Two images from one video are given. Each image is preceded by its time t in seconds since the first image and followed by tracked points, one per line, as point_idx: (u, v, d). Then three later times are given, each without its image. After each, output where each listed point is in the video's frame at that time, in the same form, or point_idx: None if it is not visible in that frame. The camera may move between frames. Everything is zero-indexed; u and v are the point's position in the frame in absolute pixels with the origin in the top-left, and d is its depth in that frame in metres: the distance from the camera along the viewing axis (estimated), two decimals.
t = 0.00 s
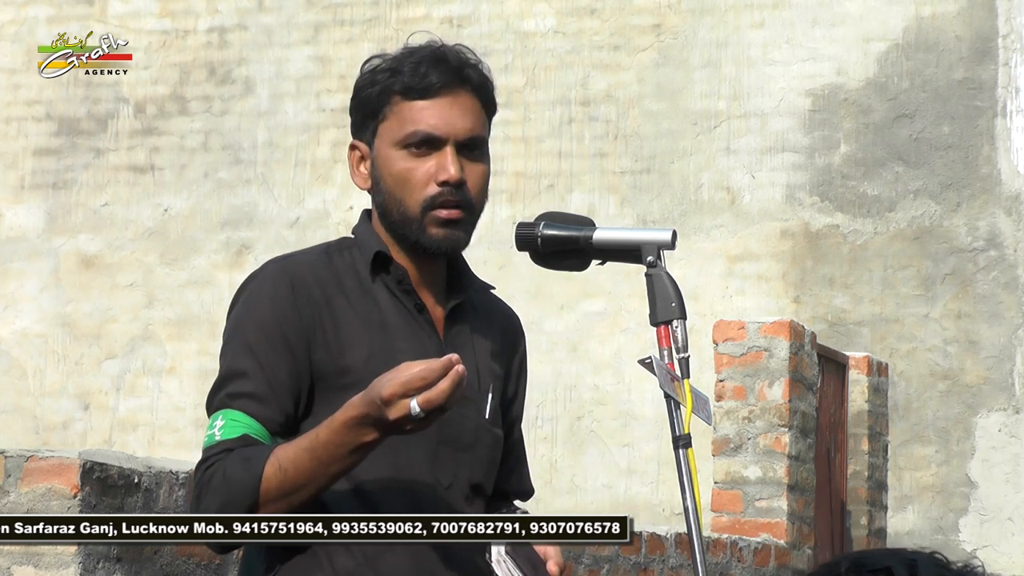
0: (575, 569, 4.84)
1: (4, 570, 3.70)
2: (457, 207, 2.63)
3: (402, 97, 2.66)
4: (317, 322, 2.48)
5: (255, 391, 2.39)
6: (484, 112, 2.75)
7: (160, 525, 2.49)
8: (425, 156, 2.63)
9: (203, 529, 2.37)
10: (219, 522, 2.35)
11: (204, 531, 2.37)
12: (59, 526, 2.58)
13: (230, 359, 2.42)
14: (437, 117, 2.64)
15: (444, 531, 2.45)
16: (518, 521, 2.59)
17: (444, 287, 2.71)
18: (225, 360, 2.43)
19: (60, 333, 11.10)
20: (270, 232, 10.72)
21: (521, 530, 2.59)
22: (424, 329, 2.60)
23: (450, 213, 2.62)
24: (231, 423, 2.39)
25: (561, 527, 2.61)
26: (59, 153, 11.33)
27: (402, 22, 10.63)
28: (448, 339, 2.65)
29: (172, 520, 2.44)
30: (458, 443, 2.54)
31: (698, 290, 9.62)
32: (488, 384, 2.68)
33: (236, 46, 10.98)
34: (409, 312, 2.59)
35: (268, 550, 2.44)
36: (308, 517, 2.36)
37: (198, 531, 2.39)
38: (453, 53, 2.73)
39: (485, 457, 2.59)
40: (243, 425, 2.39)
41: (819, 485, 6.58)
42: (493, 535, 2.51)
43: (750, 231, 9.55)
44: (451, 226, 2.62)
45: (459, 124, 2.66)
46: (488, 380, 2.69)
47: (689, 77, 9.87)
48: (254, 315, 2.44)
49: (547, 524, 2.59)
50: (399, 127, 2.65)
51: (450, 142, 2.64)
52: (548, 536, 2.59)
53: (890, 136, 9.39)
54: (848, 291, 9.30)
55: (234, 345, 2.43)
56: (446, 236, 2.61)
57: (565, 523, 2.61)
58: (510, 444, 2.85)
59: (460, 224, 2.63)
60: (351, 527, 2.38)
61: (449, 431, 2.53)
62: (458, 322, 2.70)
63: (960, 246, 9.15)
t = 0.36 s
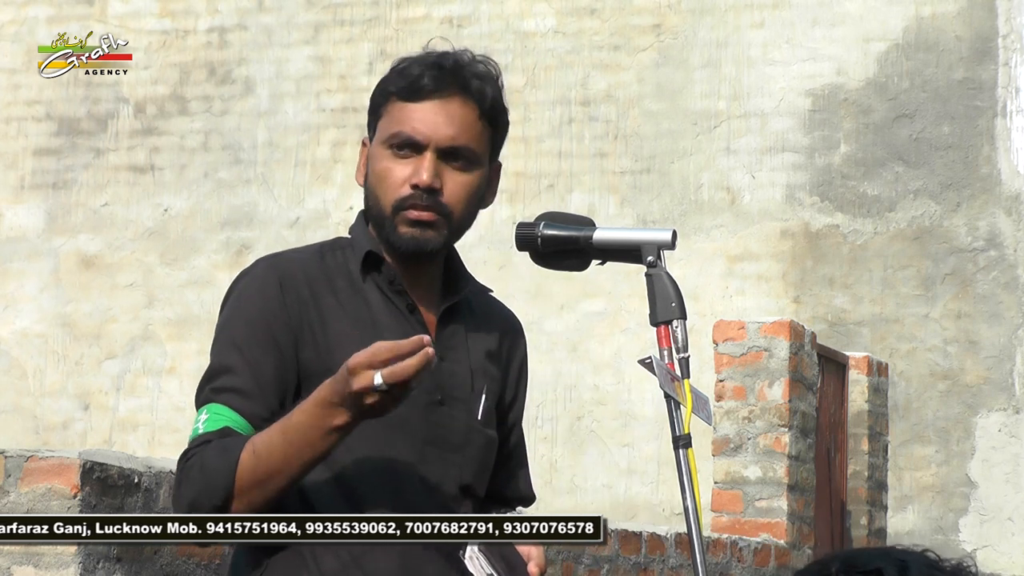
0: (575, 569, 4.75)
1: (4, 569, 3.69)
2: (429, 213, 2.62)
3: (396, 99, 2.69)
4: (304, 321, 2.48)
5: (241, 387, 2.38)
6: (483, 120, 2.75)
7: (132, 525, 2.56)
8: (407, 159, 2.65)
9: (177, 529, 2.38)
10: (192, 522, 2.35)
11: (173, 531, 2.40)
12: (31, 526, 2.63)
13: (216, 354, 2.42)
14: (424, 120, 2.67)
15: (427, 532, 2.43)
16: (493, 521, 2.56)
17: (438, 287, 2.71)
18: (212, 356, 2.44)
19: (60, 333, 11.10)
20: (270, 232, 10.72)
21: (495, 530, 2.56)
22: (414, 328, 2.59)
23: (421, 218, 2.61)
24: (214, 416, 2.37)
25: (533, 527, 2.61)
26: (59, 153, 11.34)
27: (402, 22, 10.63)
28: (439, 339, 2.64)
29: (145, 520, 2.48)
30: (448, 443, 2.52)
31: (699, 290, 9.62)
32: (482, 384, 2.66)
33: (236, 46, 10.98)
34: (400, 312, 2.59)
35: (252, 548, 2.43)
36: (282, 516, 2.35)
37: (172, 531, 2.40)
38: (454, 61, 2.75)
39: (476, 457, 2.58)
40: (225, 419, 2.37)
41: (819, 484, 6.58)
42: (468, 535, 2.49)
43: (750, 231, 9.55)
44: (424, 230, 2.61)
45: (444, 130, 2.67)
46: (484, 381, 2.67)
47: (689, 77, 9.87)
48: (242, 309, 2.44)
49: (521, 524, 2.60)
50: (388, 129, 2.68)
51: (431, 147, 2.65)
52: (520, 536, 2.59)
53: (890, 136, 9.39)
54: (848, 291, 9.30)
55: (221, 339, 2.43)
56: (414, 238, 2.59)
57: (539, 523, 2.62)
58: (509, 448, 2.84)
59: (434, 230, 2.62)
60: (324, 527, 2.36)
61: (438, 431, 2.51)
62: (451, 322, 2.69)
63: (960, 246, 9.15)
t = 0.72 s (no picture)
0: (575, 568, 4.64)
1: (3, 570, 3.49)
2: (461, 211, 2.62)
3: (405, 100, 2.65)
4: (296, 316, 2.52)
5: (226, 369, 2.45)
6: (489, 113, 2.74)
7: (105, 525, 2.66)
8: (425, 157, 2.62)
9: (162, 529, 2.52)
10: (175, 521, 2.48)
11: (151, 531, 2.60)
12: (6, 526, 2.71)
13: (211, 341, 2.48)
14: (440, 118, 2.64)
15: (425, 531, 2.44)
16: (468, 520, 2.52)
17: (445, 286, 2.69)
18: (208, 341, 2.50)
19: (60, 333, 11.10)
20: (270, 232, 10.72)
21: (469, 529, 2.52)
22: (416, 329, 2.57)
23: (449, 215, 2.60)
24: (197, 393, 2.46)
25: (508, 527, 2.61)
26: (59, 153, 11.34)
27: (402, 22, 10.63)
28: (443, 339, 2.62)
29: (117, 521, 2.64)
30: (445, 445, 2.51)
31: (699, 290, 9.62)
32: (483, 386, 2.65)
33: (236, 46, 10.98)
34: (402, 310, 2.58)
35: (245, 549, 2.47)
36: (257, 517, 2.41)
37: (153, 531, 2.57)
38: (458, 56, 2.73)
39: (473, 459, 2.57)
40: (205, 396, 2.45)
41: (819, 485, 6.58)
42: (441, 534, 2.46)
43: (750, 231, 9.55)
44: (454, 229, 2.60)
45: (461, 125, 2.65)
46: (484, 382, 2.65)
47: (689, 77, 9.87)
48: (234, 298, 2.51)
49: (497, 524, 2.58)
50: (402, 129, 2.64)
51: (453, 143, 2.63)
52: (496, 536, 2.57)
53: (890, 136, 9.38)
54: (848, 291, 9.30)
55: (213, 325, 2.50)
56: (447, 237, 2.59)
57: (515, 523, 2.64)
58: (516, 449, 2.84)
59: (463, 226, 2.61)
60: (297, 528, 2.39)
61: (435, 432, 2.50)
62: (456, 321, 2.67)
63: (960, 246, 9.15)
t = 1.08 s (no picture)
0: (575, 569, 4.64)
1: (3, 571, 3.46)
2: (482, 207, 2.60)
3: (415, 103, 2.63)
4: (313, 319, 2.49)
5: (249, 378, 2.43)
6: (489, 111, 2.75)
7: (80, 525, 2.65)
8: (444, 159, 2.60)
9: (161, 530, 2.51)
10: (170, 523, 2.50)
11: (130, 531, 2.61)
12: None
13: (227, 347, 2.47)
14: (454, 119, 2.62)
15: (443, 533, 2.43)
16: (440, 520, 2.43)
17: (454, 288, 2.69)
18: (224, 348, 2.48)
19: (60, 333, 11.10)
20: (270, 232, 10.72)
21: (441, 529, 2.43)
22: (429, 331, 2.56)
23: (477, 214, 2.59)
24: (218, 402, 2.43)
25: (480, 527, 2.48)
26: (59, 153, 11.34)
27: (401, 22, 10.63)
28: (454, 341, 2.61)
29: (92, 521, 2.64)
30: (460, 446, 2.51)
31: (699, 290, 9.62)
32: (493, 388, 2.65)
33: (236, 46, 10.99)
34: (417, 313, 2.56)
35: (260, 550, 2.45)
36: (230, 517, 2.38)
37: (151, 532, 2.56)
38: (459, 55, 2.72)
39: (485, 461, 2.57)
40: (228, 405, 2.42)
41: (819, 485, 6.59)
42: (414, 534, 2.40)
43: (750, 231, 9.55)
44: (478, 226, 2.59)
45: (474, 123, 2.65)
46: (493, 384, 2.65)
47: (689, 77, 9.87)
48: (249, 303, 2.48)
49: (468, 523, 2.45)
50: (417, 134, 2.61)
51: (470, 142, 2.62)
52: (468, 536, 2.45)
53: (890, 136, 9.38)
54: (848, 291, 9.30)
55: (230, 332, 2.48)
56: (473, 235, 2.57)
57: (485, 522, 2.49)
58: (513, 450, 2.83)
59: (486, 223, 2.60)
60: (272, 527, 2.37)
61: (450, 434, 2.50)
62: (465, 323, 2.66)
63: (960, 246, 9.15)
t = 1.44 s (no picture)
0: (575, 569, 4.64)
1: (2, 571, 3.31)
2: (482, 210, 2.53)
3: (415, 107, 2.56)
4: (332, 319, 2.41)
5: (275, 377, 2.33)
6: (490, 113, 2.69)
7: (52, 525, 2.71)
8: (444, 162, 2.53)
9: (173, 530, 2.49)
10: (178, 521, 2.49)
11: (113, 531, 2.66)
12: None
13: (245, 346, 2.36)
14: (453, 121, 2.56)
15: (460, 531, 2.38)
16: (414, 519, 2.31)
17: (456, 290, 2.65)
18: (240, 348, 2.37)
19: (60, 333, 11.10)
20: (270, 232, 10.72)
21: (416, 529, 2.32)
22: (440, 330, 2.51)
23: (475, 218, 2.52)
24: (243, 401, 2.32)
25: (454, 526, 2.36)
26: (59, 153, 11.34)
27: (402, 22, 10.63)
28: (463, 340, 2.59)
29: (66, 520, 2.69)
30: (473, 446, 2.47)
31: (699, 290, 9.62)
32: (500, 388, 2.61)
33: (236, 46, 10.99)
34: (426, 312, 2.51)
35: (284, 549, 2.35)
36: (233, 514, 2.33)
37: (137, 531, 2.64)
38: (461, 57, 2.66)
39: (496, 461, 2.53)
40: (257, 404, 2.31)
41: (819, 485, 6.59)
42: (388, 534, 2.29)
43: (750, 231, 9.55)
44: (476, 231, 2.51)
45: (475, 126, 2.58)
46: (499, 384, 2.62)
47: (689, 77, 9.87)
48: (265, 302, 2.38)
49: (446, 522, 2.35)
50: (416, 137, 2.54)
51: (470, 146, 2.55)
52: (444, 535, 2.35)
53: (890, 136, 9.38)
54: (848, 291, 9.30)
55: (247, 331, 2.37)
56: (473, 240, 2.50)
57: (461, 521, 2.38)
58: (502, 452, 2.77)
59: (486, 227, 2.53)
60: (245, 528, 2.32)
61: (464, 433, 2.46)
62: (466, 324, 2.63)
63: (960, 246, 9.15)
